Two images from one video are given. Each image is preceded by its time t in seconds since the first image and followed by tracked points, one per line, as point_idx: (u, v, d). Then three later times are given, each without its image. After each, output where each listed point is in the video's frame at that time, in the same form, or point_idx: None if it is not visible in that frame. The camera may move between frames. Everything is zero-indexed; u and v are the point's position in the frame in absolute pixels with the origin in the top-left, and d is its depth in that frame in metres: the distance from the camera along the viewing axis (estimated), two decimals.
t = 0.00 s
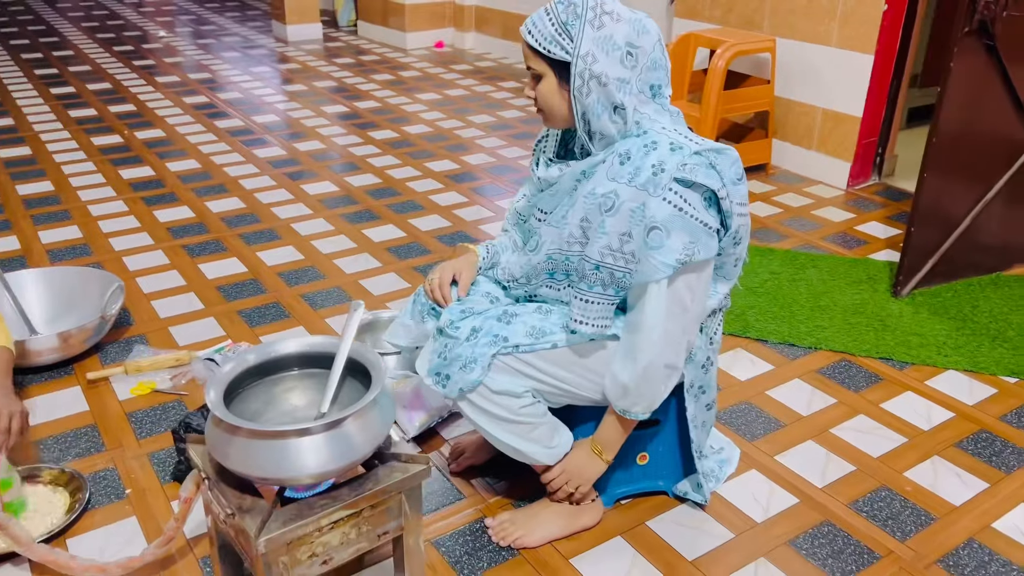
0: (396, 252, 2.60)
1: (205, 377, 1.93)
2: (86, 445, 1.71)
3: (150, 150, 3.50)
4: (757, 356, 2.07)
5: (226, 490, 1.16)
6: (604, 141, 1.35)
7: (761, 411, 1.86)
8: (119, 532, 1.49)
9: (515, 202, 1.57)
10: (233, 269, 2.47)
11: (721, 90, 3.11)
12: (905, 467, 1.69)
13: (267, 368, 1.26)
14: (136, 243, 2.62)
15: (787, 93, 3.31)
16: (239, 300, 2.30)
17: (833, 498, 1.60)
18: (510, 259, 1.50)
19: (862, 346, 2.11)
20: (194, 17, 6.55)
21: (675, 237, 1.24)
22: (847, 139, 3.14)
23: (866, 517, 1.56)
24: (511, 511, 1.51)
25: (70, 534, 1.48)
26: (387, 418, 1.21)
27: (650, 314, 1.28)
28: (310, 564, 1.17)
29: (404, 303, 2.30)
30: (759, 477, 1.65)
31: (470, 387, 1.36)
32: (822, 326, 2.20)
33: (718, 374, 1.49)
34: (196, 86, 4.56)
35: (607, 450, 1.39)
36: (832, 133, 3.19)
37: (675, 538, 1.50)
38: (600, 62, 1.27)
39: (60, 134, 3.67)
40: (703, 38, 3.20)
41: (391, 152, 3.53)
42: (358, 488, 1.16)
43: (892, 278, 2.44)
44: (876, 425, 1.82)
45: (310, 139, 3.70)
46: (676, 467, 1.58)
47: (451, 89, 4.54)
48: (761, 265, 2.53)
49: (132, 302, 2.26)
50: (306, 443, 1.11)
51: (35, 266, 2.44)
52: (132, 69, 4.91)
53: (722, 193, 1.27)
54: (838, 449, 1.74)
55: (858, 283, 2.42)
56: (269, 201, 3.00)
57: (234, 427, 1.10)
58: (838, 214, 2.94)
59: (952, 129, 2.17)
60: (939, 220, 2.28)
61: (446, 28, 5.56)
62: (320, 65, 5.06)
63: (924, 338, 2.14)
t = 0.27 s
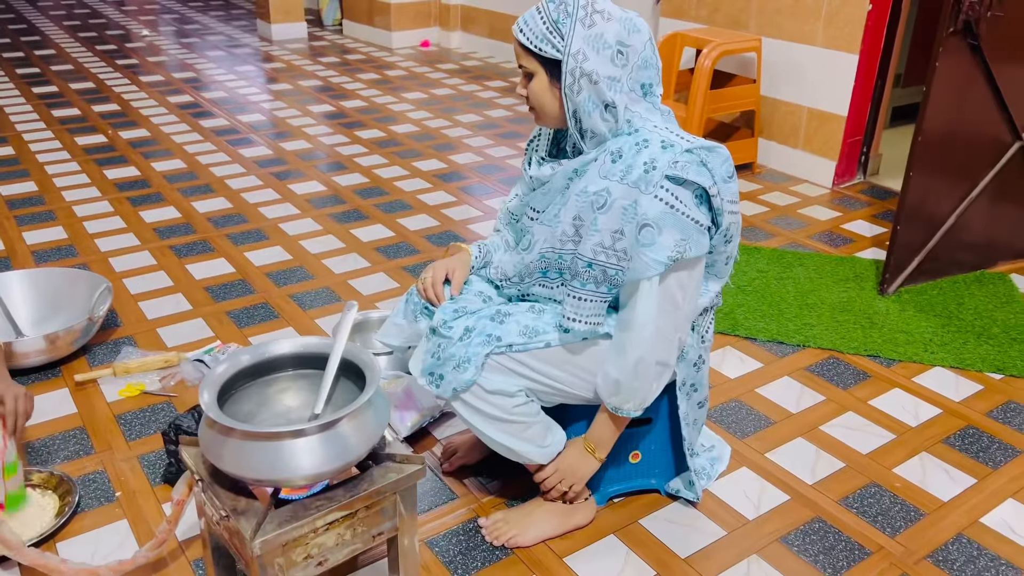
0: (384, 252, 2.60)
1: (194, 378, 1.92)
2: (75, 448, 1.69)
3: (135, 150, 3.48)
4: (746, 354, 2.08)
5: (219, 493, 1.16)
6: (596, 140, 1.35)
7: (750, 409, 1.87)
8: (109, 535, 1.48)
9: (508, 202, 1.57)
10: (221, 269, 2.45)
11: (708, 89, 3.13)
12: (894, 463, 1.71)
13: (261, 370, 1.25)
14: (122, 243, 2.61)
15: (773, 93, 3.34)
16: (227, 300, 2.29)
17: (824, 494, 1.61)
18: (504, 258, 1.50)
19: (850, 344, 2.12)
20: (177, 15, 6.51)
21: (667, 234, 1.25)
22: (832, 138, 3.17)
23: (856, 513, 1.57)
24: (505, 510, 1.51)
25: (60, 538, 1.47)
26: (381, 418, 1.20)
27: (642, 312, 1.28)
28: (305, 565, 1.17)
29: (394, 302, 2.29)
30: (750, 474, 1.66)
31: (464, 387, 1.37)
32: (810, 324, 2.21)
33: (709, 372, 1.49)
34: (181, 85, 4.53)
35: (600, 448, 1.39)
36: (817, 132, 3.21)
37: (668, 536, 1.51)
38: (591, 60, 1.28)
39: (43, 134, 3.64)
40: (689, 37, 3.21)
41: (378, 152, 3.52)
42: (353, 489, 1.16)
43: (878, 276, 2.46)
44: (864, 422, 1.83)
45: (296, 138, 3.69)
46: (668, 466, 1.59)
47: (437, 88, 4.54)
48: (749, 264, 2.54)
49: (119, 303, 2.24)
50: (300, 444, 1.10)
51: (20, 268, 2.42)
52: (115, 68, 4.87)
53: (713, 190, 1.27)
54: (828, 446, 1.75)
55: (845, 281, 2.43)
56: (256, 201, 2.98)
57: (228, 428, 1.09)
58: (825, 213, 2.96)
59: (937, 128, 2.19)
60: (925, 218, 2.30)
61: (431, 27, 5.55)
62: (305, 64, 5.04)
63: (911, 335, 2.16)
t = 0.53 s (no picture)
0: (377, 252, 2.58)
1: (185, 379, 1.90)
2: (64, 450, 1.67)
3: (125, 150, 3.45)
4: (741, 354, 2.07)
5: (210, 496, 1.14)
6: (590, 139, 1.34)
7: (745, 409, 1.86)
8: (98, 539, 1.46)
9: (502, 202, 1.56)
10: (212, 270, 2.43)
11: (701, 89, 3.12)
12: (890, 463, 1.70)
13: (252, 371, 1.24)
14: (112, 244, 2.58)
15: (766, 92, 3.33)
16: (218, 301, 2.27)
17: (820, 495, 1.61)
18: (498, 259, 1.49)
19: (844, 343, 2.12)
20: (168, 15, 6.48)
21: (662, 233, 1.24)
22: (825, 137, 3.16)
23: (852, 513, 1.56)
24: (499, 512, 1.50)
25: (48, 542, 1.45)
26: (375, 420, 1.19)
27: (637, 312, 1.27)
28: (297, 569, 1.15)
29: (387, 303, 2.28)
30: (745, 475, 1.66)
31: (458, 388, 1.35)
32: (804, 323, 2.21)
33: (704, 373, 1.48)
34: (171, 84, 4.50)
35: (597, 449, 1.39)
36: (810, 131, 3.21)
37: (664, 537, 1.50)
38: (584, 58, 1.27)
39: (32, 133, 3.61)
40: (683, 36, 3.20)
41: (370, 151, 3.50)
42: (346, 492, 1.15)
43: (872, 275, 2.46)
44: (860, 422, 1.83)
45: (288, 138, 3.67)
46: (663, 466, 1.58)
47: (430, 87, 4.52)
48: (743, 263, 2.54)
49: (109, 304, 2.22)
50: (292, 447, 1.09)
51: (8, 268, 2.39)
52: (105, 67, 4.84)
53: (708, 189, 1.27)
54: (823, 446, 1.75)
55: (839, 281, 2.43)
56: (247, 201, 2.96)
57: (219, 430, 1.08)
58: (818, 213, 2.96)
59: (931, 127, 2.19)
60: (919, 218, 2.30)
61: (423, 26, 5.53)
62: (297, 64, 5.01)
63: (905, 334, 2.16)
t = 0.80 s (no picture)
0: (372, 259, 2.57)
1: (179, 387, 1.89)
2: (57, 459, 1.66)
3: (120, 156, 3.44)
4: (737, 361, 2.07)
5: (202, 507, 1.13)
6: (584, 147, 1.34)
7: (742, 416, 1.85)
8: (91, 549, 1.45)
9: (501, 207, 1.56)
10: (207, 277, 2.42)
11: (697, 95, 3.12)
12: (887, 471, 1.70)
13: (246, 380, 1.23)
14: (106, 251, 2.57)
15: (762, 98, 3.33)
16: (213, 308, 2.26)
17: (817, 503, 1.60)
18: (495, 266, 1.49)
19: (840, 350, 2.11)
20: (164, 20, 6.47)
21: (654, 240, 1.23)
22: (821, 143, 3.17)
23: (849, 521, 1.56)
24: (495, 521, 1.49)
25: (40, 552, 1.44)
26: (369, 429, 1.18)
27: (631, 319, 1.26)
28: None
29: (382, 310, 2.27)
30: (742, 483, 1.65)
31: (453, 396, 1.35)
32: (800, 330, 2.20)
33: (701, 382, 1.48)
34: (167, 90, 4.50)
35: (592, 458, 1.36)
36: (807, 137, 3.21)
37: (661, 546, 1.49)
38: (572, 67, 1.27)
39: (27, 139, 3.60)
40: (679, 43, 3.20)
41: (366, 157, 3.50)
42: (340, 502, 1.14)
43: (869, 281, 2.46)
44: (856, 429, 1.82)
45: (283, 144, 3.66)
46: (660, 475, 1.57)
47: (426, 93, 4.52)
48: (740, 269, 2.53)
49: (103, 311, 2.21)
50: (285, 457, 1.08)
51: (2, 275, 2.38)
52: (101, 73, 4.84)
53: (701, 197, 1.26)
54: (820, 453, 1.74)
55: (835, 287, 2.43)
56: (243, 207, 2.95)
57: (211, 441, 1.07)
58: (814, 219, 2.96)
59: (928, 134, 2.19)
60: (915, 224, 2.30)
61: (419, 32, 5.53)
62: (293, 69, 5.01)
63: (902, 341, 2.16)
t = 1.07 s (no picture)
0: (374, 265, 2.58)
1: (181, 394, 1.90)
2: (59, 466, 1.67)
3: (124, 163, 3.45)
4: (739, 368, 2.07)
5: (205, 514, 1.13)
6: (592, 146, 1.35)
7: (744, 424, 1.85)
8: (94, 556, 1.45)
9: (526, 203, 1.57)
10: (209, 283, 2.43)
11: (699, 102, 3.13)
12: (889, 479, 1.70)
13: (249, 388, 1.23)
14: (110, 257, 2.58)
15: (764, 105, 3.34)
16: (215, 314, 2.27)
17: (819, 510, 1.60)
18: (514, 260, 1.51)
19: (842, 357, 2.11)
20: (168, 27, 6.50)
21: (634, 246, 1.22)
22: (823, 150, 3.17)
23: (851, 529, 1.56)
24: (496, 528, 1.49)
25: (43, 559, 1.44)
26: (371, 437, 1.19)
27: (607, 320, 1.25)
28: None
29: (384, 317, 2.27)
30: (744, 491, 1.65)
31: (445, 401, 1.36)
32: (802, 337, 2.20)
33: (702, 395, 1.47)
34: (170, 97, 4.51)
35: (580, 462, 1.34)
36: (808, 144, 3.21)
37: (663, 554, 1.49)
38: (579, 66, 1.29)
39: (31, 146, 3.61)
40: (680, 50, 3.21)
41: (369, 164, 3.51)
42: (342, 510, 1.14)
43: (872, 288, 2.46)
44: (859, 437, 1.82)
45: (286, 150, 3.67)
46: (662, 483, 1.57)
47: (428, 100, 4.53)
48: (742, 276, 2.53)
49: (106, 318, 2.22)
50: (288, 464, 1.08)
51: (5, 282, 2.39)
52: (104, 79, 4.85)
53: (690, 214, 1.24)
54: (822, 461, 1.74)
55: (837, 294, 2.43)
56: (245, 213, 2.96)
57: (214, 448, 1.07)
58: (816, 225, 2.96)
59: (928, 141, 2.19)
60: (916, 231, 2.30)
61: (422, 39, 5.55)
62: (296, 76, 5.02)
63: (904, 348, 2.16)
